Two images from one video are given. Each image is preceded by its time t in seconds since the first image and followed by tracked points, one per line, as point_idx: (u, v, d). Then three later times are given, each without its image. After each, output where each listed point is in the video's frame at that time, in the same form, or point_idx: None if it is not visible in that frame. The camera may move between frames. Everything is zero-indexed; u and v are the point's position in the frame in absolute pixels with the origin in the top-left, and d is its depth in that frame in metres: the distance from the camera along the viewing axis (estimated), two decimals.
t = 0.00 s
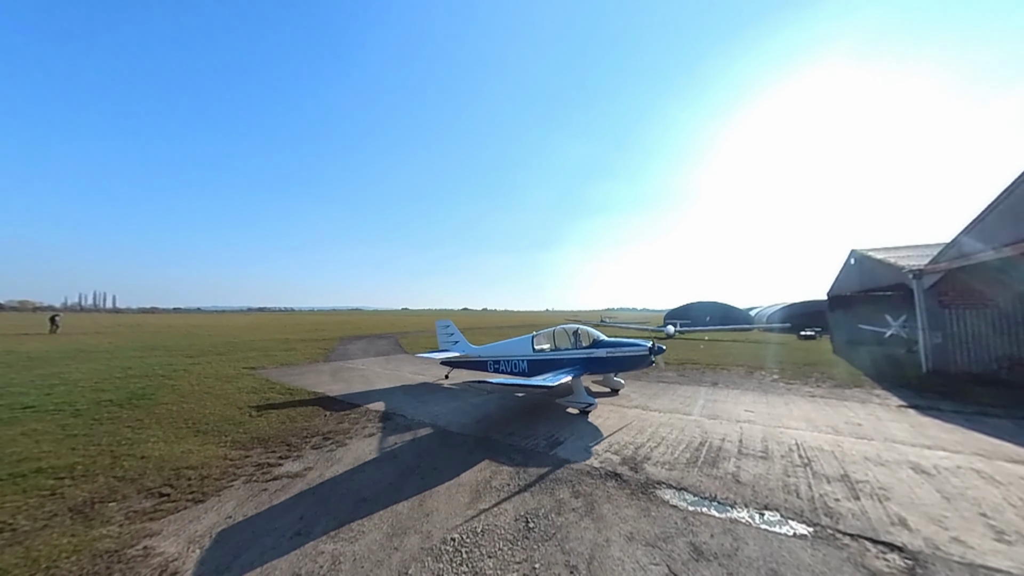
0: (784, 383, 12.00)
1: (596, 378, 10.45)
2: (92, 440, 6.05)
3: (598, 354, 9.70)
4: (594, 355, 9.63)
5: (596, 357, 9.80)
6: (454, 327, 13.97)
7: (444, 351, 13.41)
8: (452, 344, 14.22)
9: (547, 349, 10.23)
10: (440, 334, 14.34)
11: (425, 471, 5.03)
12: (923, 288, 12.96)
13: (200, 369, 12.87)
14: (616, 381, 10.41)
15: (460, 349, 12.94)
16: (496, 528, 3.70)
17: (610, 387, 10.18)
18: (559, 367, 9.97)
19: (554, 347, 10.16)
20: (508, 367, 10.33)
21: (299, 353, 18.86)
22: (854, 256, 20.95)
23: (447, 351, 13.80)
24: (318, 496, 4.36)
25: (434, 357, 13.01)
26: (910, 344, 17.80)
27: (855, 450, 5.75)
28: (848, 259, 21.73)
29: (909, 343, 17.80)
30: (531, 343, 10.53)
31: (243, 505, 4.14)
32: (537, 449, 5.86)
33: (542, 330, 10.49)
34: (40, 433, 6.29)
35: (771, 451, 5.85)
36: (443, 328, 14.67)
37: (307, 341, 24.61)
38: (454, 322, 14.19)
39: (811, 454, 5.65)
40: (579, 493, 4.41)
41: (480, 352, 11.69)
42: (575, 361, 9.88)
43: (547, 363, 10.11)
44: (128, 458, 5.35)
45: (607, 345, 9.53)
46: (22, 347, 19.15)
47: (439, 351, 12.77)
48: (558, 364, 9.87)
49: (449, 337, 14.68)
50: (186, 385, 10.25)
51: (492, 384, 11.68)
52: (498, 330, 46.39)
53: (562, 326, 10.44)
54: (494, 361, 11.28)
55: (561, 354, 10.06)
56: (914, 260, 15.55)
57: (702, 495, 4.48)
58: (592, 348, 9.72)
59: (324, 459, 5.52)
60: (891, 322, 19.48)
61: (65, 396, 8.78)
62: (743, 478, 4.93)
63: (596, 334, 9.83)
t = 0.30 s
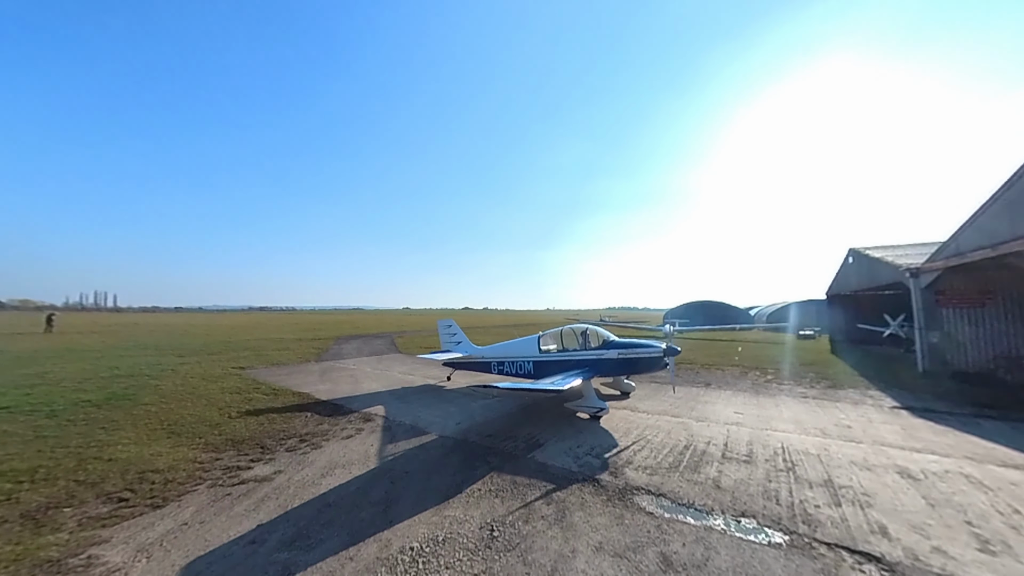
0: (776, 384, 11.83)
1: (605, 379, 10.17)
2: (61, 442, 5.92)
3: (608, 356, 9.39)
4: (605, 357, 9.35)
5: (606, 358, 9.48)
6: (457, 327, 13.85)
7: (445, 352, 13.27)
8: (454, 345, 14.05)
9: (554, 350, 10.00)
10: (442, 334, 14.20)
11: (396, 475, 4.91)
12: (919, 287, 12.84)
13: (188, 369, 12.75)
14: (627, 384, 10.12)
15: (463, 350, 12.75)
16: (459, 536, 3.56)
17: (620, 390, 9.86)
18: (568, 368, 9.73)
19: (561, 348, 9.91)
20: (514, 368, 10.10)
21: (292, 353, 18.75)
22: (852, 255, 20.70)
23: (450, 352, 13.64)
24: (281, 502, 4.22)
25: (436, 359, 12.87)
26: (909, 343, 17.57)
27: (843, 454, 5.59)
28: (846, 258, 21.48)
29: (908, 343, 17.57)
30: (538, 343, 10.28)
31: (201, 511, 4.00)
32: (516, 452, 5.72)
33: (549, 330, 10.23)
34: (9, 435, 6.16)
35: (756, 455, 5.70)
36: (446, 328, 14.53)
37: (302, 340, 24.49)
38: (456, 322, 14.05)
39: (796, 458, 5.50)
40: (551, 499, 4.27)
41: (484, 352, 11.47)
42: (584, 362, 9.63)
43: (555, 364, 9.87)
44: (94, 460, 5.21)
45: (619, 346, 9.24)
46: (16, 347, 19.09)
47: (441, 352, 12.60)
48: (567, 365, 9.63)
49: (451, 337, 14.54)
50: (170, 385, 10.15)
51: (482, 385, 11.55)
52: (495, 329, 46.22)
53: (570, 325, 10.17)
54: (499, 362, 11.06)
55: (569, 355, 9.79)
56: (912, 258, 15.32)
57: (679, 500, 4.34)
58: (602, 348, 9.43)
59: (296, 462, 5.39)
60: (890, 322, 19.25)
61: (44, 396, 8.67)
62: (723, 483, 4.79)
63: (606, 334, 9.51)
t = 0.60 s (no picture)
0: (769, 384, 11.74)
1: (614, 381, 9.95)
2: (39, 442, 5.87)
3: (617, 356, 9.17)
4: (613, 357, 9.14)
5: (616, 359, 9.25)
6: (460, 326, 13.81)
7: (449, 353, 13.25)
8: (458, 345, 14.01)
9: (560, 350, 9.86)
10: (446, 334, 14.16)
11: (372, 477, 4.87)
12: (915, 285, 12.42)
13: (178, 368, 12.72)
14: (638, 386, 9.86)
15: (467, 351, 12.61)
16: (425, 538, 3.52)
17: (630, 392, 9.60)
18: (576, 369, 9.54)
19: (568, 348, 9.75)
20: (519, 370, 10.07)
21: (286, 352, 18.72)
22: (850, 253, 20.53)
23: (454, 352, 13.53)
24: (252, 502, 4.18)
25: (440, 359, 12.91)
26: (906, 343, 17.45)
27: (826, 455, 5.52)
28: (844, 257, 21.32)
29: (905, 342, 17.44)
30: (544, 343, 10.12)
31: (169, 512, 3.96)
32: (496, 452, 5.67)
33: (555, 330, 10.06)
34: None
35: (739, 456, 5.62)
36: (449, 328, 14.46)
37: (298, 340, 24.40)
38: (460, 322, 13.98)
39: (778, 459, 5.44)
40: (524, 500, 4.22)
41: (490, 353, 11.34)
42: (592, 363, 9.44)
43: (562, 364, 9.70)
44: (69, 461, 5.17)
45: (628, 347, 9.00)
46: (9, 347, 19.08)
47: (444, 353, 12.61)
48: (573, 366, 9.52)
49: (454, 337, 14.50)
50: (157, 384, 10.13)
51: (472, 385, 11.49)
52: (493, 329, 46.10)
53: (578, 325, 9.99)
54: (505, 363, 10.91)
55: (576, 355, 9.62)
56: (909, 257, 15.20)
57: (654, 502, 4.29)
58: (611, 349, 9.21)
59: (273, 462, 5.34)
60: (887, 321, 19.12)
61: (29, 396, 8.64)
62: (702, 484, 4.74)
63: (616, 334, 9.30)
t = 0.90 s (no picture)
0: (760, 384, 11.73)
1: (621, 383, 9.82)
2: (23, 441, 5.91)
3: (624, 358, 9.09)
4: (621, 359, 9.07)
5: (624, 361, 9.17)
6: (463, 326, 13.87)
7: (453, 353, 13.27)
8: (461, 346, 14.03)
9: (565, 351, 9.84)
10: (448, 334, 14.20)
11: (350, 476, 4.88)
12: (908, 284, 12.52)
13: (171, 368, 12.76)
14: (645, 388, 9.76)
15: (470, 351, 12.58)
16: (393, 538, 3.53)
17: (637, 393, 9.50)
18: (582, 370, 9.48)
19: (573, 350, 9.73)
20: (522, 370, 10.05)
21: (281, 352, 18.76)
22: (846, 253, 20.47)
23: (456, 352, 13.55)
24: (226, 500, 4.19)
25: (443, 360, 12.96)
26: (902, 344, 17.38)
27: (806, 455, 5.51)
28: (841, 257, 21.25)
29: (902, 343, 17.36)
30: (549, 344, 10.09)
31: (143, 510, 3.98)
32: (476, 452, 5.67)
33: (560, 331, 10.06)
34: None
35: (719, 456, 5.61)
36: (452, 328, 14.51)
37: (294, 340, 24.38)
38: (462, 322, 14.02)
39: (757, 459, 5.42)
40: (497, 499, 4.22)
41: (495, 354, 11.30)
42: (599, 365, 9.38)
43: (568, 366, 9.65)
44: (50, 460, 5.20)
45: (636, 349, 8.93)
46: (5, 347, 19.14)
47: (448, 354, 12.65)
48: (580, 368, 9.48)
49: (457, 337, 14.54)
50: (148, 384, 10.17)
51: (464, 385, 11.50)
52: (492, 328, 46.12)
53: (583, 325, 9.96)
54: (510, 364, 10.87)
55: (582, 356, 9.58)
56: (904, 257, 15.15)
57: (628, 500, 4.28)
58: (618, 350, 9.15)
59: (253, 460, 5.36)
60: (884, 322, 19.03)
61: (19, 396, 8.68)
62: (678, 484, 4.73)
63: (623, 335, 9.24)
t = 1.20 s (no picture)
0: (752, 384, 11.70)
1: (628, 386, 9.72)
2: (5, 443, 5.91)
3: (630, 360, 9.02)
4: (627, 361, 9.00)
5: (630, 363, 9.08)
6: (463, 327, 13.86)
7: (454, 355, 13.26)
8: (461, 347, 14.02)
9: (568, 353, 9.81)
10: (449, 335, 14.18)
11: (328, 478, 4.87)
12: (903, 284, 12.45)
13: (164, 369, 12.78)
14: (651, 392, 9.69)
15: (470, 353, 12.53)
16: (362, 542, 3.50)
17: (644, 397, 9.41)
18: (588, 373, 9.40)
19: (577, 352, 9.71)
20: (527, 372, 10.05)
21: (277, 352, 18.79)
22: (843, 253, 20.39)
23: (456, 353, 13.53)
24: (200, 503, 4.18)
25: (443, 361, 12.95)
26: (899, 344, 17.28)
27: (790, 458, 5.46)
28: (839, 257, 21.13)
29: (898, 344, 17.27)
30: (554, 346, 10.06)
31: (116, 514, 3.97)
32: (457, 454, 5.65)
33: (564, 333, 10.05)
34: None
35: (702, 458, 5.56)
36: (452, 329, 14.49)
37: (292, 340, 24.36)
38: (463, 323, 14.00)
39: (739, 461, 5.39)
40: (472, 503, 4.19)
41: (498, 356, 11.23)
42: (605, 368, 9.30)
43: (574, 368, 9.57)
44: (31, 462, 5.21)
45: (643, 351, 8.87)
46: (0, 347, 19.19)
47: (450, 356, 12.65)
48: (585, 371, 9.42)
49: (457, 339, 14.51)
50: (140, 385, 10.21)
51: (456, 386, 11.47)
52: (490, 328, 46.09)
53: (587, 327, 9.93)
54: (512, 366, 10.82)
55: (586, 359, 9.53)
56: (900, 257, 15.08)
57: (604, 502, 4.24)
58: (625, 352, 9.10)
59: (233, 462, 5.35)
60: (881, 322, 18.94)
61: (8, 396, 8.70)
62: (657, 485, 4.69)
63: (629, 337, 9.20)
